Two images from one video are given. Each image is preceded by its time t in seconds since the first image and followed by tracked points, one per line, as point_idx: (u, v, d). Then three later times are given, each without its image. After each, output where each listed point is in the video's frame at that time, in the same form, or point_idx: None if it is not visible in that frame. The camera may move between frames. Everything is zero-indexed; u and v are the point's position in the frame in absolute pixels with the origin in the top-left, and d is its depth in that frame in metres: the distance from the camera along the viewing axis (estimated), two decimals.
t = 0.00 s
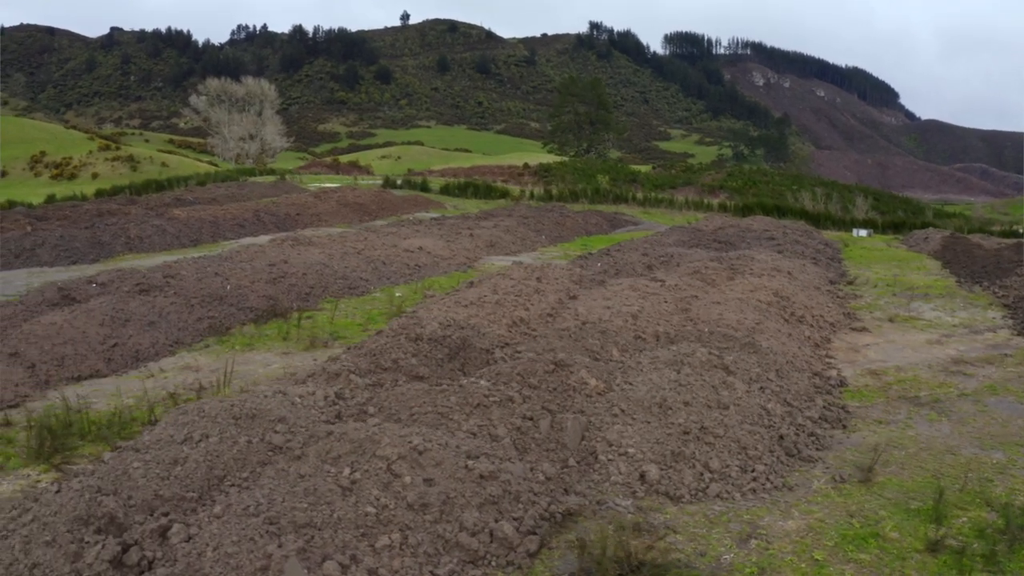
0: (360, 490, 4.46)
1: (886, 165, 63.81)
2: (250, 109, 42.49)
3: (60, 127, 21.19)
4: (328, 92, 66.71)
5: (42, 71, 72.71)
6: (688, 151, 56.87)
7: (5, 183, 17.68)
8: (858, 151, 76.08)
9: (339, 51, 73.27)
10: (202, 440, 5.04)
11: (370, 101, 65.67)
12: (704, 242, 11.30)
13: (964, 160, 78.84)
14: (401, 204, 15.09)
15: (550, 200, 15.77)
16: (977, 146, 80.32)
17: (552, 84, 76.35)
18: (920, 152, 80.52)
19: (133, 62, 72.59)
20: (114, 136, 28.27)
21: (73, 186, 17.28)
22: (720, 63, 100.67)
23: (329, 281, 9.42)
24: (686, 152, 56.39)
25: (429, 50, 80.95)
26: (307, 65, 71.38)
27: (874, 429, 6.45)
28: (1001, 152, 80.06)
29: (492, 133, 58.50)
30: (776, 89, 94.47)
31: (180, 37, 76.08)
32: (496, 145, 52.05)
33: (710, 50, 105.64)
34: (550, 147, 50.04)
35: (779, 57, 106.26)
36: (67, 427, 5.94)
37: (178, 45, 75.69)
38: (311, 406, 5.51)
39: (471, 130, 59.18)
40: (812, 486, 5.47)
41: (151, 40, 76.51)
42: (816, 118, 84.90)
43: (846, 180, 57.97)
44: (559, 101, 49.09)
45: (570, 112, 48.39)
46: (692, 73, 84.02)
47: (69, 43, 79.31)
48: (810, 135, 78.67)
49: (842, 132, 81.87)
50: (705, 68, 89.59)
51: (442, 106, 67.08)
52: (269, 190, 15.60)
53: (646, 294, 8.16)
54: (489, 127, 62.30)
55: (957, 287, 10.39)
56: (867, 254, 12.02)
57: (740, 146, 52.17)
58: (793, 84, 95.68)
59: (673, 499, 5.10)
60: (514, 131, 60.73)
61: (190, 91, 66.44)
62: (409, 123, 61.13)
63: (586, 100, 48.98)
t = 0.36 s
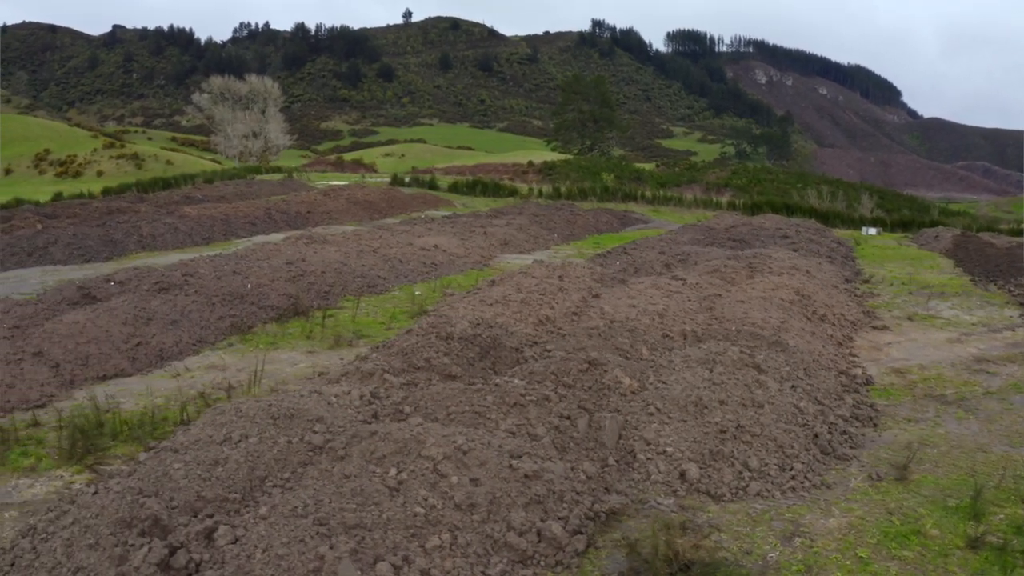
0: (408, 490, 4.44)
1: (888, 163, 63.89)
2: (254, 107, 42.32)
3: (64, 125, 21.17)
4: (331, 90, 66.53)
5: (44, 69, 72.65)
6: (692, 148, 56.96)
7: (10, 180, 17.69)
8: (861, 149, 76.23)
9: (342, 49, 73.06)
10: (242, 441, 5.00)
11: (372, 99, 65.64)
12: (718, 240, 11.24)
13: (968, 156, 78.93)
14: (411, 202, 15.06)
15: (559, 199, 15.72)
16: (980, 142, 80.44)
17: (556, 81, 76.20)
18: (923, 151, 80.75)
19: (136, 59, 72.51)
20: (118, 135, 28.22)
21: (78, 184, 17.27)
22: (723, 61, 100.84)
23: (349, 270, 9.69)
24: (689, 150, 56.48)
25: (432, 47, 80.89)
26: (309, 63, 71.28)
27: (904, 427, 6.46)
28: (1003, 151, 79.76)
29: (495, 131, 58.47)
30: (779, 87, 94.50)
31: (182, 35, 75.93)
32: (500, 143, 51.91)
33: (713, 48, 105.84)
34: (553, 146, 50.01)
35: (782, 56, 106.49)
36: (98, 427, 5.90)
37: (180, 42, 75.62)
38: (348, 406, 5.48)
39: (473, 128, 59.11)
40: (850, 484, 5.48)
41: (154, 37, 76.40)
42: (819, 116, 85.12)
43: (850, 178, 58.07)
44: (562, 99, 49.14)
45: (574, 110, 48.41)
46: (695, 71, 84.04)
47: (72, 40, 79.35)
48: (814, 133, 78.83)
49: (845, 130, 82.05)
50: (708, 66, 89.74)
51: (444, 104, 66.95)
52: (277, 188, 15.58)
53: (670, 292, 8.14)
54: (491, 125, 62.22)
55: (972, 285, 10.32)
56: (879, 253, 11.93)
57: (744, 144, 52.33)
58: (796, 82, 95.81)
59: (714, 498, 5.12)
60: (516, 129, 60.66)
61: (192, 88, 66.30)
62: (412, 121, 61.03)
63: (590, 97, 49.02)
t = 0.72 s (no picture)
0: (458, 488, 4.44)
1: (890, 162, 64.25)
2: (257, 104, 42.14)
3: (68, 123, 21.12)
4: (333, 88, 66.53)
5: (47, 68, 72.76)
6: (695, 146, 57.06)
7: (15, 179, 17.69)
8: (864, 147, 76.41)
9: (345, 47, 72.94)
10: (284, 440, 4.97)
11: (374, 97, 65.61)
12: (733, 238, 11.24)
13: (970, 156, 79.68)
14: (420, 200, 15.07)
15: (568, 197, 15.67)
16: (982, 142, 81.24)
17: (557, 79, 76.24)
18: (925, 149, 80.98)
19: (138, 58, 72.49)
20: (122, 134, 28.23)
21: (84, 182, 17.25)
22: (725, 59, 101.11)
23: (366, 272, 9.56)
24: (692, 148, 56.55)
25: (433, 45, 80.87)
26: (310, 62, 71.19)
27: (934, 424, 6.48)
28: (1006, 151, 80.46)
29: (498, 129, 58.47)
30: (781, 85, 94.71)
31: (184, 33, 75.89)
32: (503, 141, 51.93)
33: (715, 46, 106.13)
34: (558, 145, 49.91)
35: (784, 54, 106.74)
36: (132, 427, 5.87)
37: (182, 40, 75.61)
38: (386, 404, 5.48)
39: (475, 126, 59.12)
40: (887, 481, 5.51)
41: (156, 35, 76.45)
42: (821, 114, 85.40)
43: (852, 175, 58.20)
44: (565, 97, 49.21)
45: (578, 108, 48.47)
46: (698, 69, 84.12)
47: (74, 39, 79.43)
48: (816, 131, 79.06)
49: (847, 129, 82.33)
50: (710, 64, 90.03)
51: (446, 102, 66.98)
52: (285, 186, 15.59)
53: (693, 290, 8.16)
54: (494, 123, 62.19)
55: (988, 284, 10.28)
56: (891, 252, 11.87)
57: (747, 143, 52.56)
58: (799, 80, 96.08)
59: (756, 495, 5.16)
60: (519, 127, 60.64)
61: (192, 87, 66.22)
62: (414, 118, 60.97)
63: (593, 96, 49.17)
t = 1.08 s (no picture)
0: (509, 487, 4.46)
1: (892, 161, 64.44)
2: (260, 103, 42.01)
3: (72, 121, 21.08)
4: (336, 87, 66.63)
5: (49, 66, 72.86)
6: (697, 145, 57.16)
7: (20, 178, 17.69)
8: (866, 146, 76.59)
9: (345, 47, 72.91)
10: (329, 439, 4.96)
11: (376, 96, 65.60)
12: (748, 237, 11.28)
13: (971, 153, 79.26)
14: (430, 200, 15.09)
15: (577, 196, 15.66)
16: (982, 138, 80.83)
17: (560, 78, 76.23)
18: (927, 148, 81.12)
19: (141, 57, 72.53)
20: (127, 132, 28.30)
21: (90, 181, 17.27)
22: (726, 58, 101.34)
23: (386, 266, 9.74)
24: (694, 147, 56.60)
25: (435, 44, 80.93)
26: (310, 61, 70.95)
27: (964, 422, 6.50)
28: (1009, 148, 80.03)
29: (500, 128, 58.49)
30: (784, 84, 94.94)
31: (186, 32, 75.87)
32: (505, 139, 51.89)
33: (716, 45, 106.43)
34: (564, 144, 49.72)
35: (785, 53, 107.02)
36: (168, 427, 5.84)
37: (185, 38, 75.67)
38: (425, 403, 5.48)
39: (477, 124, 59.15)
40: (924, 478, 5.54)
41: (158, 33, 76.58)
42: (823, 113, 85.66)
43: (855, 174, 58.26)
44: (569, 96, 49.30)
45: (581, 107, 48.56)
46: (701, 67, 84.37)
47: (76, 38, 79.63)
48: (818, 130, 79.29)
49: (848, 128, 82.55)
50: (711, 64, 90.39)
51: (448, 101, 66.99)
52: (294, 185, 15.64)
53: (717, 289, 8.18)
54: (495, 121, 62.21)
55: (1003, 283, 10.29)
56: (904, 252, 11.88)
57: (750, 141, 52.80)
58: (801, 79, 96.29)
59: (797, 492, 5.20)
60: (521, 125, 60.68)
61: (192, 85, 66.24)
62: (416, 117, 60.90)
63: (597, 93, 49.32)
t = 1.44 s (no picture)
0: (559, 489, 4.47)
1: (895, 162, 64.57)
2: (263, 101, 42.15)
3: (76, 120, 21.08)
4: (337, 86, 66.76)
5: (53, 66, 73.19)
6: (700, 144, 57.23)
7: (26, 177, 17.80)
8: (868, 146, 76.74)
9: (348, 46, 73.38)
10: (372, 441, 4.95)
11: (379, 95, 65.64)
12: (762, 237, 11.30)
13: (974, 152, 79.34)
14: (439, 199, 15.10)
15: (587, 196, 15.61)
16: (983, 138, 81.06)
17: (563, 77, 76.31)
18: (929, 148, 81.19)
19: (143, 56, 72.69)
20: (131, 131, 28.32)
21: (95, 181, 17.32)
22: (728, 57, 101.68)
23: (404, 266, 9.72)
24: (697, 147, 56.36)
25: (438, 42, 81.07)
26: (312, 60, 71.08)
27: (994, 422, 6.50)
28: (1012, 148, 80.06)
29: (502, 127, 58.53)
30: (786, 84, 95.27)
31: (188, 32, 75.98)
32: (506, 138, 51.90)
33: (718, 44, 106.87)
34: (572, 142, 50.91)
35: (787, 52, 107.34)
36: (204, 429, 5.80)
37: (186, 38, 75.81)
38: (463, 405, 5.48)
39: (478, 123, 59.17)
40: (960, 477, 5.55)
41: (160, 32, 76.81)
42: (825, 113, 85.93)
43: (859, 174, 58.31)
44: (572, 95, 49.46)
45: (584, 105, 48.71)
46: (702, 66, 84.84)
47: (79, 37, 79.93)
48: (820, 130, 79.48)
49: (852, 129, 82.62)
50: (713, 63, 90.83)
51: (450, 100, 67.02)
52: (303, 184, 15.71)
53: (741, 289, 8.20)
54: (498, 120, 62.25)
55: (1018, 283, 10.28)
56: (916, 251, 11.89)
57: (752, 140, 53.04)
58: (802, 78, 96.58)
59: (837, 492, 5.23)
60: (522, 124, 60.73)
61: (192, 84, 66.41)
62: (418, 116, 60.85)
63: (600, 93, 49.55)
